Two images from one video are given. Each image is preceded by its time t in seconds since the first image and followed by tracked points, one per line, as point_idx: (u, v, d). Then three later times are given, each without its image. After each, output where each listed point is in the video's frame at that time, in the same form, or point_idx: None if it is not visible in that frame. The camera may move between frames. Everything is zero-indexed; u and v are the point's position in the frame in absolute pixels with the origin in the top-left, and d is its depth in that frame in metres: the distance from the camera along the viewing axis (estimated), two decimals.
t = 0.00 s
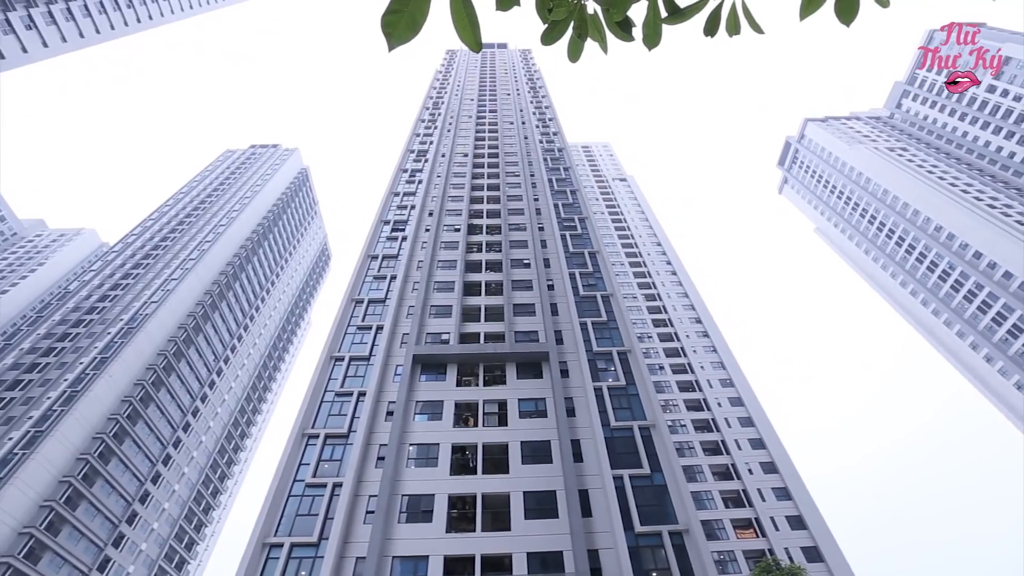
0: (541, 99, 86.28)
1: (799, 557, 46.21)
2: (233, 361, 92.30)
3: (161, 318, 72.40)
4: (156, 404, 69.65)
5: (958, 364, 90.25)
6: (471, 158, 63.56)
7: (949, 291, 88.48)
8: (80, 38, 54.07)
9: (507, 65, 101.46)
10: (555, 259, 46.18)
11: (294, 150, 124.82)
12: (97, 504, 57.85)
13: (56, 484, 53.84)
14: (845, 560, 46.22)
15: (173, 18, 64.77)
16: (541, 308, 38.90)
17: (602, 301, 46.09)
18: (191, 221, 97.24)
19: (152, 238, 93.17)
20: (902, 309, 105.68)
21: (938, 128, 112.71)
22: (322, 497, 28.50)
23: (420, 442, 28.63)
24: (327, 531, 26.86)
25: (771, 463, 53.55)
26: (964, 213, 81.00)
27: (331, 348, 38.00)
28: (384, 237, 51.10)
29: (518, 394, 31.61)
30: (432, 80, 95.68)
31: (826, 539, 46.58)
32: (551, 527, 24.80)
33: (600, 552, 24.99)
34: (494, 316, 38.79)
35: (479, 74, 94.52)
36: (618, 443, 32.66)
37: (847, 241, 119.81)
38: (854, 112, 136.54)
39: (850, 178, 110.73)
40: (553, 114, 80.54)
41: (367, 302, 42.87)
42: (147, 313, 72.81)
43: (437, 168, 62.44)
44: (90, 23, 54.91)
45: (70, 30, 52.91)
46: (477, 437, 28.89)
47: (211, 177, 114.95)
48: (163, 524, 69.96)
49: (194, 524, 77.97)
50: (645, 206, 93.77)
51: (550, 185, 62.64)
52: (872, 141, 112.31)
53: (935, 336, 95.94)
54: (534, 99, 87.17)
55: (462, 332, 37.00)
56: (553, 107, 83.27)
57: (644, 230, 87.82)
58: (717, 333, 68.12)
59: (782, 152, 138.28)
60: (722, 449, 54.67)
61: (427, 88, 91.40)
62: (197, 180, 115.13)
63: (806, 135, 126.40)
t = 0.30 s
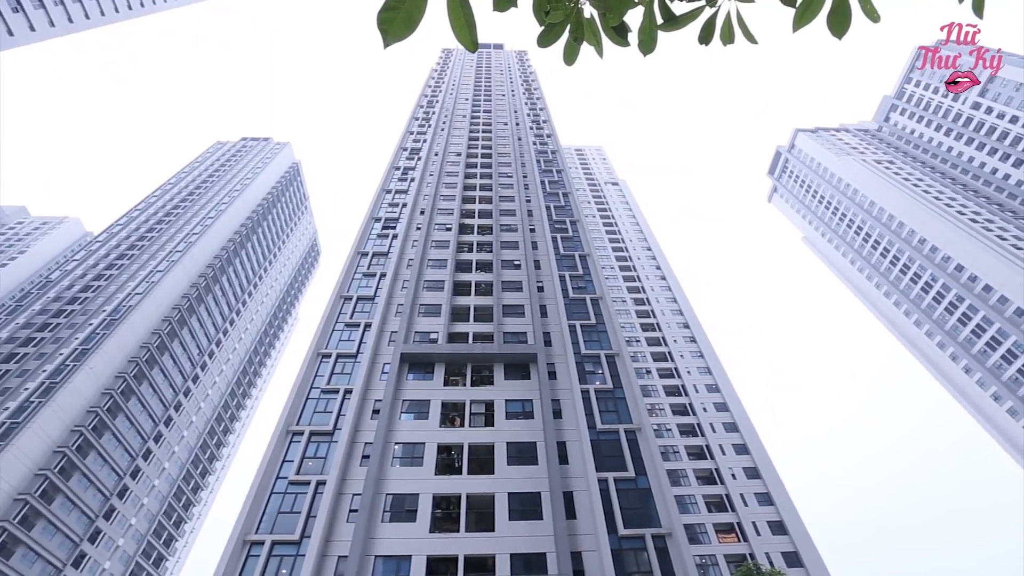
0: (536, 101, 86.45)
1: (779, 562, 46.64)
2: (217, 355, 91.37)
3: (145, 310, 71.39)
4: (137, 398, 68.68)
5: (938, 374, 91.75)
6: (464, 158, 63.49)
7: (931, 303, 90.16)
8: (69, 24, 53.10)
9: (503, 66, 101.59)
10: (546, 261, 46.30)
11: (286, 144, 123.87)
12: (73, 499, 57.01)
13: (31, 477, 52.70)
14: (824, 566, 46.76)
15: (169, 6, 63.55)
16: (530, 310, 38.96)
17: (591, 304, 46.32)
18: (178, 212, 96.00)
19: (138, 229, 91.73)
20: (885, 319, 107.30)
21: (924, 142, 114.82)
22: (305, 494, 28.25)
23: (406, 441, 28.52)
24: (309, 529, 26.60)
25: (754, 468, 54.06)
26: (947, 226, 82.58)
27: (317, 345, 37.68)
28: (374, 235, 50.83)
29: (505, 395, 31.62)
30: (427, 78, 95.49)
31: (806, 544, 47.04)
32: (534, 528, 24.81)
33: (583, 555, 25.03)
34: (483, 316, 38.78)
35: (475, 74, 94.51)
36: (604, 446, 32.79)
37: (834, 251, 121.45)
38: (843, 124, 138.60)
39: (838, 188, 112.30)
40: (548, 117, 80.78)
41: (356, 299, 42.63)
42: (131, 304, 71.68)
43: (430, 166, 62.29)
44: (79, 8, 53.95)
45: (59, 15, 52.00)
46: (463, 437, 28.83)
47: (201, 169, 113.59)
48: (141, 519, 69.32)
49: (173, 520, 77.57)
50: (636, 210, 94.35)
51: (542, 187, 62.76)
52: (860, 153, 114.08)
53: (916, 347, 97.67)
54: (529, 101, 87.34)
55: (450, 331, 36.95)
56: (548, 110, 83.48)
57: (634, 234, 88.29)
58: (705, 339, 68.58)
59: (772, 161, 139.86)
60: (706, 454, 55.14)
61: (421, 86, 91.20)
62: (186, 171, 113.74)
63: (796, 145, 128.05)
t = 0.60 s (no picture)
0: (530, 103, 86.58)
1: (759, 567, 47.09)
2: (200, 349, 90.34)
3: (127, 302, 70.20)
4: (117, 390, 67.59)
5: (918, 384, 93.35)
6: (457, 157, 63.33)
7: (913, 314, 91.79)
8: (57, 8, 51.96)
9: (498, 67, 101.63)
10: (536, 263, 46.34)
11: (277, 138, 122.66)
12: (48, 493, 56.06)
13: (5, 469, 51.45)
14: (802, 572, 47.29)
15: None
16: (519, 311, 38.96)
17: (580, 307, 46.46)
18: (165, 203, 94.55)
19: (123, 218, 90.19)
20: (868, 329, 108.93)
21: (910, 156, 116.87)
22: (287, 492, 27.94)
23: (391, 440, 28.37)
24: (290, 527, 26.30)
25: (737, 473, 54.52)
26: (930, 240, 84.11)
27: (304, 341, 37.38)
28: (364, 232, 50.47)
29: (492, 396, 31.58)
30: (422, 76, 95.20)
31: (785, 550, 47.47)
32: (517, 530, 24.81)
33: (565, 557, 25.06)
34: (472, 316, 38.73)
35: (470, 74, 94.44)
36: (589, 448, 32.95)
37: (820, 260, 123.15)
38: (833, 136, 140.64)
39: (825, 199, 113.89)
40: (542, 119, 80.91)
41: (344, 296, 42.30)
42: (113, 295, 70.35)
43: (422, 165, 62.07)
44: None
45: None
46: (448, 437, 28.74)
47: (189, 160, 112.07)
48: (118, 514, 68.55)
49: (150, 515, 77.07)
50: (627, 215, 94.81)
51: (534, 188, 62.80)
52: (848, 165, 115.81)
53: (897, 358, 99.41)
54: (523, 102, 87.42)
55: (439, 331, 36.83)
56: (542, 112, 83.60)
57: (625, 238, 88.73)
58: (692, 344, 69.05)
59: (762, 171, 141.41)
60: (689, 458, 55.57)
61: (416, 84, 90.87)
62: (174, 162, 112.16)
63: (786, 155, 129.62)
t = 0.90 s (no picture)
0: (525, 104, 86.68)
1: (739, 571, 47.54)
2: (183, 343, 89.43)
3: (111, 293, 69.07)
4: (96, 382, 66.55)
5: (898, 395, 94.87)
6: (450, 156, 63.21)
7: (895, 324, 93.59)
8: None
9: (493, 67, 101.61)
10: (526, 264, 46.35)
11: (268, 131, 121.40)
12: (21, 486, 55.26)
13: None
14: None
15: None
16: (507, 312, 38.99)
17: (569, 309, 46.57)
18: (152, 193, 93.06)
19: (107, 207, 88.59)
20: (851, 338, 110.59)
21: (896, 170, 118.91)
22: (268, 488, 27.65)
23: (375, 438, 28.23)
24: (271, 524, 26.01)
25: (719, 478, 54.94)
26: (914, 253, 85.56)
27: (290, 336, 37.03)
28: (354, 228, 50.12)
29: (478, 396, 31.54)
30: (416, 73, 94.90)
31: (765, 555, 47.97)
32: (500, 531, 24.80)
33: (547, 558, 25.10)
34: (460, 316, 38.65)
35: (465, 73, 94.32)
36: (573, 451, 33.04)
37: (805, 269, 124.84)
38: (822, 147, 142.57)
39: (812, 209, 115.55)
40: (535, 120, 81.09)
41: (332, 292, 42.00)
42: (95, 285, 69.01)
43: (415, 163, 61.86)
44: None
45: None
46: (433, 437, 28.65)
47: (177, 150, 110.46)
48: (94, 509, 68.00)
49: (127, 510, 76.77)
50: (617, 219, 95.33)
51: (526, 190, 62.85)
52: (836, 176, 117.50)
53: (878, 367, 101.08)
54: (518, 103, 87.50)
55: (427, 330, 36.72)
56: (536, 113, 83.75)
57: (614, 242, 89.17)
58: (678, 349, 69.53)
59: (752, 179, 142.96)
60: (673, 462, 55.96)
61: (411, 81, 90.55)
62: (162, 151, 110.53)
63: (775, 165, 131.22)
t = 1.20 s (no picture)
0: (519, 106, 86.76)
1: None
2: (167, 336, 88.31)
3: (94, 283, 67.75)
4: (76, 374, 65.25)
5: (880, 404, 96.35)
6: (443, 155, 63.07)
7: (878, 334, 95.37)
8: None
9: (489, 67, 101.63)
10: (516, 265, 46.37)
11: (259, 124, 120.21)
12: None
13: None
14: None
15: None
16: (496, 312, 39.00)
17: (557, 311, 46.63)
18: (138, 183, 91.67)
19: (92, 196, 87.01)
20: (835, 346, 112.12)
21: (883, 183, 120.88)
22: (250, 485, 27.31)
23: (361, 436, 28.05)
24: (251, 521, 25.68)
25: (702, 482, 55.38)
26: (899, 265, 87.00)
27: (277, 332, 36.66)
28: (344, 225, 49.74)
29: (465, 396, 31.47)
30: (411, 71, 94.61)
31: (745, 559, 48.40)
32: (483, 531, 24.75)
33: (530, 560, 25.07)
34: (449, 315, 38.55)
35: (460, 73, 94.17)
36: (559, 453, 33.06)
37: (792, 277, 126.36)
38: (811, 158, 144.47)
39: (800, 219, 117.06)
40: (529, 122, 81.24)
41: (321, 288, 41.66)
42: (78, 275, 67.51)
43: (407, 160, 61.61)
44: None
45: None
46: (419, 436, 28.53)
47: (166, 140, 108.87)
48: (70, 502, 66.98)
49: (105, 505, 75.74)
50: (609, 223, 95.77)
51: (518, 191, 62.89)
52: (824, 187, 119.09)
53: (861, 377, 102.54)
54: (512, 104, 87.57)
55: (415, 328, 36.59)
56: (530, 115, 83.90)
57: (605, 245, 89.58)
58: (665, 353, 69.99)
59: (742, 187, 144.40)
60: (657, 466, 56.27)
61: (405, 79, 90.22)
62: (151, 141, 108.91)
63: (765, 174, 132.63)
